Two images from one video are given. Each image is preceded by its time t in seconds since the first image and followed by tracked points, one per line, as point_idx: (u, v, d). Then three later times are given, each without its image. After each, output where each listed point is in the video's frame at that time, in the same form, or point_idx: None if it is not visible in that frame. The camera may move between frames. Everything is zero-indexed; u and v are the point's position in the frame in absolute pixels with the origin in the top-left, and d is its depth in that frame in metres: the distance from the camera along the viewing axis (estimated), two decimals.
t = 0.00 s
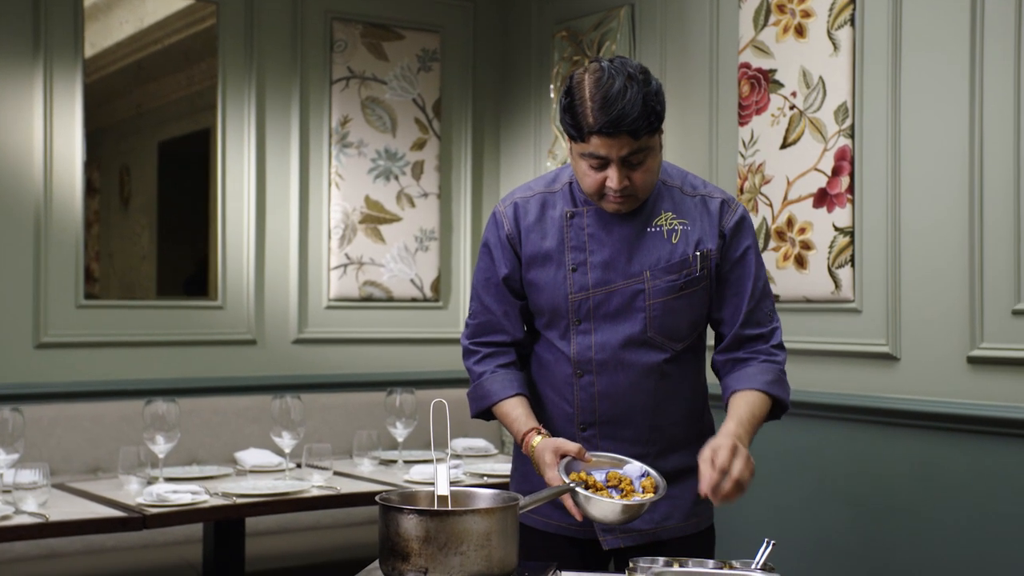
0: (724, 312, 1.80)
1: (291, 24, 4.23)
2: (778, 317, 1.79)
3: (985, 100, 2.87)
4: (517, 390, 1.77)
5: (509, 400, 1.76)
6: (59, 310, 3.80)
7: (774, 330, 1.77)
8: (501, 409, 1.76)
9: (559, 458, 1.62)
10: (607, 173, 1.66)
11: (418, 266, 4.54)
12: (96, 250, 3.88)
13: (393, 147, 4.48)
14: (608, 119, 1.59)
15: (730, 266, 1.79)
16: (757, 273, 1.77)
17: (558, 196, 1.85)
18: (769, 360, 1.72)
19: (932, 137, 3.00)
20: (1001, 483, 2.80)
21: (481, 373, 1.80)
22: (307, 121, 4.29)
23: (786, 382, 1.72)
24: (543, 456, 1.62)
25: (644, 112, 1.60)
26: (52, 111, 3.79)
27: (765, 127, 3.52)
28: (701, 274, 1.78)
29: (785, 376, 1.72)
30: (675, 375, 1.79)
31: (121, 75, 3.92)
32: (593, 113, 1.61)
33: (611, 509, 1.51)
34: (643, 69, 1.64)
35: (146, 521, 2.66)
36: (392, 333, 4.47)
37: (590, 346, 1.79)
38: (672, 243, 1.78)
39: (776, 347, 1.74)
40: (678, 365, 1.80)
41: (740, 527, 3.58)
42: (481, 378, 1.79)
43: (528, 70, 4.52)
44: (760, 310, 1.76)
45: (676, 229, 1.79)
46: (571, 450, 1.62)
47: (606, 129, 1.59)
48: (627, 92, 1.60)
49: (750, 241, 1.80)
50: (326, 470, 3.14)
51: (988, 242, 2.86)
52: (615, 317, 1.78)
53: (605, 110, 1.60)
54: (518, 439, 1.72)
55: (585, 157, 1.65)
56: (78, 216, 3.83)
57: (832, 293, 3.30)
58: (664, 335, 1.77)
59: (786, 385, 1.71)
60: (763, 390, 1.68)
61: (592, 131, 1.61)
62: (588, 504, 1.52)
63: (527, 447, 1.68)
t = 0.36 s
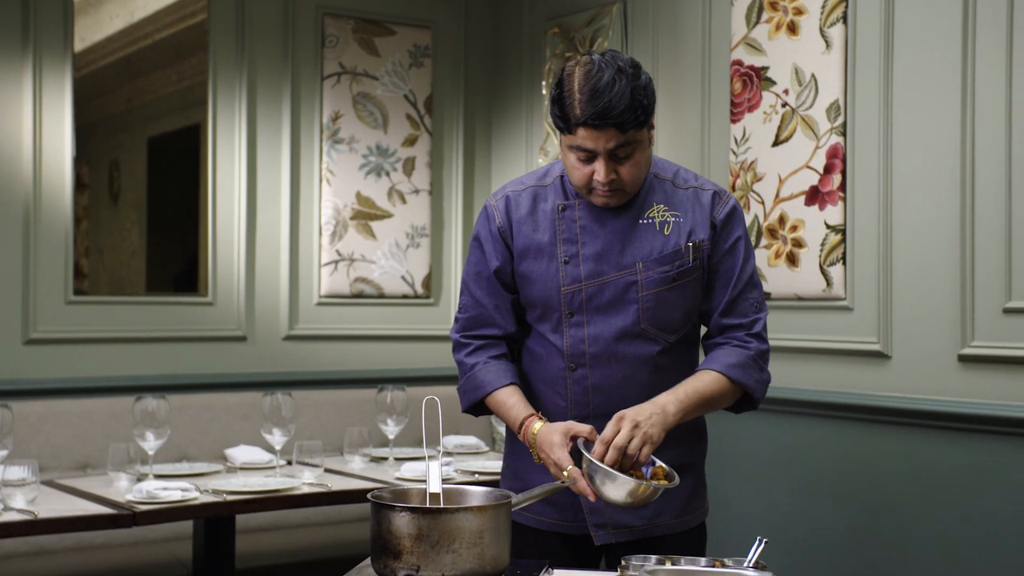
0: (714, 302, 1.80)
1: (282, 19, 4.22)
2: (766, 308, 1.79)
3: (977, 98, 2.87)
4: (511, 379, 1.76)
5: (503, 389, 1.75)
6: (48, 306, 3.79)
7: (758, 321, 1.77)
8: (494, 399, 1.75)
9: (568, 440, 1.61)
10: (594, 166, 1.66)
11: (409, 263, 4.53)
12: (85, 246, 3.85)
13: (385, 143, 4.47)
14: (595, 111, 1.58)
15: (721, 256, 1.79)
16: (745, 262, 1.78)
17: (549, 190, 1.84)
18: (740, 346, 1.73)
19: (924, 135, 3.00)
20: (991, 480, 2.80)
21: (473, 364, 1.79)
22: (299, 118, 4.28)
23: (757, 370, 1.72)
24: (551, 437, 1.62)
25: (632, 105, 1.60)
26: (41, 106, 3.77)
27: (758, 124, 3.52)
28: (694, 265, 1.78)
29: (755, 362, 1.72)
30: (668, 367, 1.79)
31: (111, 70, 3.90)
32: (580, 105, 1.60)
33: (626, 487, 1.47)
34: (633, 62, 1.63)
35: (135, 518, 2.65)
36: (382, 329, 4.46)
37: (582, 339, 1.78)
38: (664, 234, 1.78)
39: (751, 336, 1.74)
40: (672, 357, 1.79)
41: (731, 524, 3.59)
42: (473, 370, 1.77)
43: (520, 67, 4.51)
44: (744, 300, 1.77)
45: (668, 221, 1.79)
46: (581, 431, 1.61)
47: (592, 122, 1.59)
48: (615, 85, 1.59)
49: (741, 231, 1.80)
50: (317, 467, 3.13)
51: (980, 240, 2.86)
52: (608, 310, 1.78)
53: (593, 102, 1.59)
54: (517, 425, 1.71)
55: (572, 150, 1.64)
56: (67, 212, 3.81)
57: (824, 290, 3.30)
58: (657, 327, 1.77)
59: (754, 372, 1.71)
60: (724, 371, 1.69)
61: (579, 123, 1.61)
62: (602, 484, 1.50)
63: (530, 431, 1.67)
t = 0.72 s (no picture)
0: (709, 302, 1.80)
1: (280, 18, 4.21)
2: (763, 307, 1.79)
3: (975, 97, 2.87)
4: (503, 381, 1.76)
5: (494, 392, 1.75)
6: (46, 306, 3.78)
7: (756, 322, 1.78)
8: (487, 401, 1.75)
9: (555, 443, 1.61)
10: (582, 165, 1.66)
11: (408, 263, 4.53)
12: (83, 246, 3.85)
13: (383, 143, 4.47)
14: (579, 111, 1.58)
15: (714, 255, 1.78)
16: (738, 261, 1.77)
17: (541, 190, 1.84)
18: (739, 349, 1.74)
19: (923, 134, 3.00)
20: (988, 480, 2.80)
21: (467, 366, 1.80)
22: (297, 117, 4.28)
23: (756, 371, 1.73)
24: (537, 440, 1.62)
25: (617, 104, 1.59)
26: (38, 106, 3.76)
27: (756, 124, 3.52)
28: (686, 264, 1.77)
29: (754, 364, 1.73)
30: (662, 367, 1.78)
31: (108, 71, 3.89)
32: (566, 104, 1.60)
33: (609, 493, 1.47)
34: (621, 60, 1.63)
35: (133, 519, 2.65)
36: (381, 330, 4.45)
37: (575, 339, 1.77)
38: (655, 234, 1.77)
39: (750, 337, 1.75)
40: (665, 356, 1.79)
41: (729, 525, 3.59)
42: (466, 372, 1.78)
43: (519, 66, 4.50)
44: (741, 300, 1.77)
45: (659, 220, 1.78)
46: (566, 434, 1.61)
47: (577, 121, 1.59)
48: (600, 84, 1.59)
49: (734, 230, 1.79)
50: (315, 468, 3.13)
51: (978, 240, 2.86)
52: (600, 310, 1.77)
53: (578, 101, 1.59)
54: (507, 427, 1.71)
55: (559, 149, 1.64)
56: (64, 212, 3.80)
57: (822, 290, 3.30)
58: (650, 326, 1.76)
59: (753, 374, 1.72)
60: (723, 374, 1.70)
61: (565, 123, 1.60)
62: (585, 489, 1.50)
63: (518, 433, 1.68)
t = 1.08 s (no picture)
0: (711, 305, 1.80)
1: (285, 23, 4.22)
2: (759, 307, 1.77)
3: (981, 101, 2.86)
4: (505, 386, 1.76)
5: (497, 396, 1.75)
6: (51, 310, 3.79)
7: (750, 322, 1.75)
8: (489, 405, 1.75)
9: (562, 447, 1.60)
10: (583, 167, 1.65)
11: (412, 268, 4.53)
12: (89, 249, 3.86)
13: (387, 147, 4.47)
14: (581, 111, 1.58)
15: (715, 258, 1.78)
16: (740, 263, 1.77)
17: (542, 195, 1.84)
18: (730, 350, 1.72)
19: (928, 138, 2.99)
20: (993, 486, 2.79)
21: (468, 371, 1.79)
22: (302, 121, 4.28)
23: (748, 372, 1.71)
24: (544, 443, 1.61)
25: (619, 105, 1.59)
26: (43, 110, 3.77)
27: (760, 129, 3.52)
28: (687, 267, 1.77)
29: (744, 364, 1.71)
30: (664, 370, 1.78)
31: (113, 75, 3.90)
32: (567, 105, 1.60)
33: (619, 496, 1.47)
34: (623, 63, 1.63)
35: (135, 523, 2.65)
36: (385, 334, 4.45)
37: (577, 343, 1.77)
38: (657, 237, 1.77)
39: (742, 337, 1.73)
40: (667, 359, 1.78)
41: (733, 530, 3.57)
42: (468, 376, 1.78)
43: (524, 71, 4.50)
44: (736, 301, 1.75)
45: (661, 223, 1.78)
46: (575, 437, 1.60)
47: (579, 122, 1.59)
48: (601, 85, 1.59)
49: (736, 233, 1.79)
50: (318, 471, 3.13)
51: (984, 244, 2.85)
52: (603, 313, 1.77)
53: (580, 102, 1.59)
54: (510, 430, 1.71)
55: (560, 151, 1.64)
56: (69, 216, 3.81)
57: (826, 295, 3.29)
58: (652, 329, 1.76)
59: (744, 374, 1.70)
60: (713, 376, 1.68)
61: (566, 123, 1.60)
62: (595, 493, 1.49)
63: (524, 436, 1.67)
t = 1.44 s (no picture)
0: (714, 305, 1.79)
1: (290, 24, 4.22)
2: (769, 309, 1.79)
3: (986, 98, 2.85)
4: (506, 390, 1.75)
5: (498, 400, 1.74)
6: (59, 313, 3.80)
7: (763, 324, 1.77)
8: (490, 409, 1.74)
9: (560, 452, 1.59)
10: (582, 166, 1.65)
11: (418, 268, 4.53)
12: (96, 252, 3.87)
13: (393, 148, 4.48)
14: (580, 109, 1.58)
15: (718, 257, 1.78)
16: (743, 262, 1.76)
17: (544, 196, 1.84)
18: (748, 352, 1.73)
19: (933, 136, 2.98)
20: (1001, 485, 2.78)
21: (470, 373, 1.79)
22: (308, 122, 4.29)
23: (767, 374, 1.72)
24: (540, 450, 1.61)
25: (618, 104, 1.59)
26: (50, 114, 3.79)
27: (765, 128, 3.51)
28: (689, 266, 1.77)
29: (765, 367, 1.72)
30: (667, 370, 1.78)
31: (119, 78, 3.92)
32: (566, 103, 1.60)
33: (619, 498, 1.47)
34: (623, 62, 1.63)
35: (143, 525, 2.66)
36: (392, 334, 4.46)
37: (580, 343, 1.77)
38: (659, 236, 1.77)
39: (759, 340, 1.74)
40: (670, 359, 1.78)
41: (740, 529, 3.57)
42: (470, 378, 1.78)
43: (529, 70, 4.50)
44: (749, 303, 1.76)
45: (662, 223, 1.78)
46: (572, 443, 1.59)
47: (577, 120, 1.59)
48: (601, 83, 1.59)
49: (738, 231, 1.79)
50: (325, 473, 3.14)
51: (990, 242, 2.84)
52: (604, 313, 1.77)
53: (579, 100, 1.59)
54: (508, 435, 1.70)
55: (559, 150, 1.64)
56: (77, 218, 3.82)
57: (833, 294, 3.28)
58: (655, 329, 1.76)
59: (764, 377, 1.71)
60: (735, 378, 1.69)
61: (565, 122, 1.60)
62: (593, 496, 1.49)
63: (521, 442, 1.66)
